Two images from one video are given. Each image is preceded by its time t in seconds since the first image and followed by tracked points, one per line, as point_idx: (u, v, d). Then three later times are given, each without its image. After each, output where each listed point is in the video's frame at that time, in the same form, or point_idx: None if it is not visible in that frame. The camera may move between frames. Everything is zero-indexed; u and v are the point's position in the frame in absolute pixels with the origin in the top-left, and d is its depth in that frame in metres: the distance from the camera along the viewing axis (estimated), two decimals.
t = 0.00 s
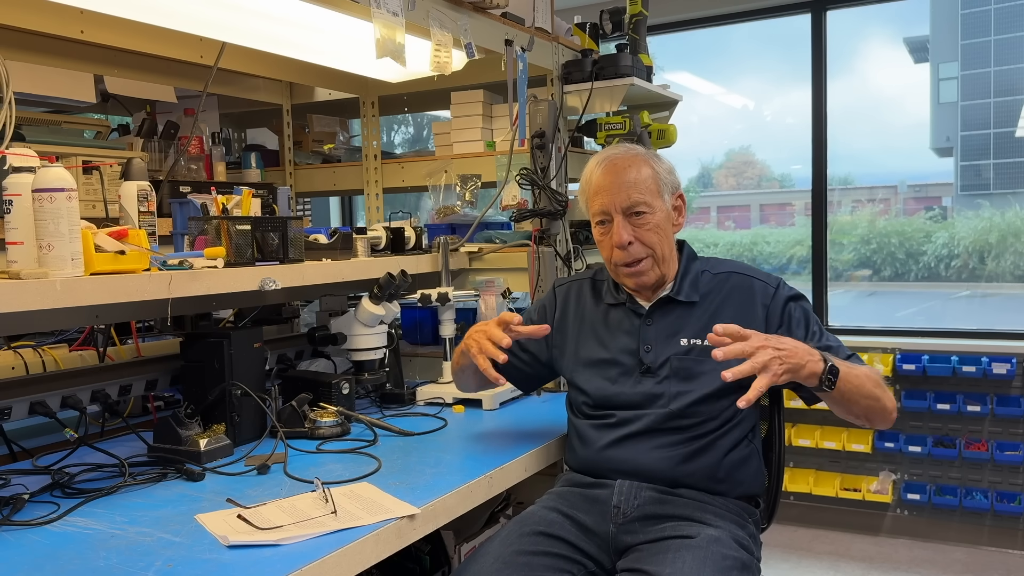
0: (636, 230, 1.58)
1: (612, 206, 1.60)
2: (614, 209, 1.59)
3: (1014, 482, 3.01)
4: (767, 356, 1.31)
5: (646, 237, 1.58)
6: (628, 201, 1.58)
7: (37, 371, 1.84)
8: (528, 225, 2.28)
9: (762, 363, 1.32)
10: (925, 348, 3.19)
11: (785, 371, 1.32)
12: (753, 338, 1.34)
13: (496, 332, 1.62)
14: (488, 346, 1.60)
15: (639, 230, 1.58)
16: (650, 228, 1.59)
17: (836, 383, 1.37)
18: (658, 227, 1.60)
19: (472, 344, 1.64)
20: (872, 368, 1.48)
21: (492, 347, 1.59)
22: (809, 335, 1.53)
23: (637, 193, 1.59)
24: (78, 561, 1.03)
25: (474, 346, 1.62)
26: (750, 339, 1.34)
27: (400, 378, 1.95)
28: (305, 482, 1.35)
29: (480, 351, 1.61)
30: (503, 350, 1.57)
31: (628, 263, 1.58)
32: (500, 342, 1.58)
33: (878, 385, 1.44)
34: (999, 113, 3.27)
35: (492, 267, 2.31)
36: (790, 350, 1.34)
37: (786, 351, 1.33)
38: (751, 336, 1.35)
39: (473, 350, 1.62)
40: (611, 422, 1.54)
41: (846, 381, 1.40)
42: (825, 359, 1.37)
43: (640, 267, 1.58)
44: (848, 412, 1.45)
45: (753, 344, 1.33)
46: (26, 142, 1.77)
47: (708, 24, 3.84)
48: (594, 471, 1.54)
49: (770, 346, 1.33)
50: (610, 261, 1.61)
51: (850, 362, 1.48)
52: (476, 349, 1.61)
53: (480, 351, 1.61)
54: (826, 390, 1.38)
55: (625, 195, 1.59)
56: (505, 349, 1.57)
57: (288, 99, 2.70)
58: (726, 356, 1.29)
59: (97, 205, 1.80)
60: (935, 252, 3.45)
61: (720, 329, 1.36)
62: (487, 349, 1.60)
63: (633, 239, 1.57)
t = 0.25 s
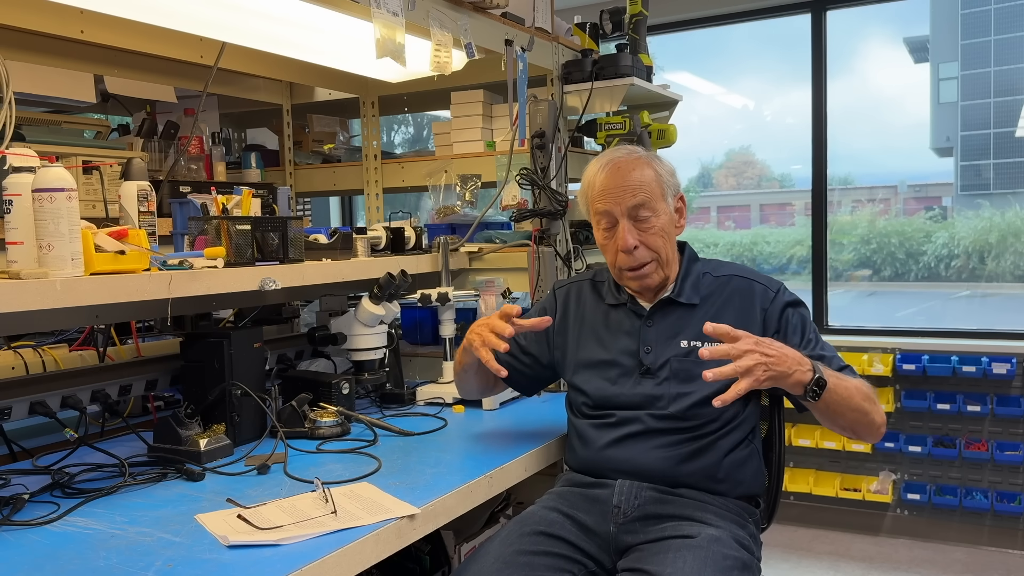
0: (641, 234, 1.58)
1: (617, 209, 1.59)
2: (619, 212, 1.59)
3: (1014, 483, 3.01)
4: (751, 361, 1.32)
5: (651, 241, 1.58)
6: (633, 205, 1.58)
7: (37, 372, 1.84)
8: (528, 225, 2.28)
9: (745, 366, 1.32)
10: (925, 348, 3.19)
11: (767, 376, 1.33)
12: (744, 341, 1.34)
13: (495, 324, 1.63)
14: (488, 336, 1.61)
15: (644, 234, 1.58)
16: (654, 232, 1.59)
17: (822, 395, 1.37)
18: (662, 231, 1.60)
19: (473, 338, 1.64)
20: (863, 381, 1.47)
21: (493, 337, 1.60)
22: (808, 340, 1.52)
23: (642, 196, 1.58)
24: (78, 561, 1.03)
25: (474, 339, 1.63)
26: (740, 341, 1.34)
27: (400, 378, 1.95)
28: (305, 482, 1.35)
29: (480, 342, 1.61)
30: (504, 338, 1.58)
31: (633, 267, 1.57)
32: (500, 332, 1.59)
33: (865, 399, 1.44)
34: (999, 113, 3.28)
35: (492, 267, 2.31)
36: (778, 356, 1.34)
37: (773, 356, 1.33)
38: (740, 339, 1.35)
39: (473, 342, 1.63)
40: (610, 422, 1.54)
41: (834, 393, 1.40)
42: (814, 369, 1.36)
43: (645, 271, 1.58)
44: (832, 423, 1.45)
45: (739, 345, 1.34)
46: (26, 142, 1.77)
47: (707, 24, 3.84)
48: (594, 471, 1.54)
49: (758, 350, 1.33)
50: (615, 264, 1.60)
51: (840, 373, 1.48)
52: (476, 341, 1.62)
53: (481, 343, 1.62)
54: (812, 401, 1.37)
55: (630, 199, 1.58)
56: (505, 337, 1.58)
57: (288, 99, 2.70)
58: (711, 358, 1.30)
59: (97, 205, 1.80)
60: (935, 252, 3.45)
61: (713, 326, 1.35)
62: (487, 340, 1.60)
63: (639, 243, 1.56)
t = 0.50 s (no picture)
0: (644, 230, 1.58)
1: (620, 205, 1.59)
2: (623, 208, 1.59)
3: (1014, 482, 3.01)
4: (759, 365, 1.31)
5: (654, 238, 1.58)
6: (636, 201, 1.58)
7: (37, 371, 1.84)
8: (528, 225, 2.28)
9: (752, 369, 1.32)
10: (925, 348, 3.19)
11: (772, 381, 1.32)
12: (753, 345, 1.33)
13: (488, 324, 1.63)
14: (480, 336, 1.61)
15: (647, 231, 1.58)
16: (657, 229, 1.59)
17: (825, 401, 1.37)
18: (665, 228, 1.60)
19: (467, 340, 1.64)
20: (863, 387, 1.48)
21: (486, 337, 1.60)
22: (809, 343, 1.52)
23: (645, 193, 1.59)
24: (78, 560, 1.03)
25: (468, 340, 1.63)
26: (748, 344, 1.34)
27: (400, 378, 1.95)
28: (305, 482, 1.35)
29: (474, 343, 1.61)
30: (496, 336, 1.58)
31: (635, 263, 1.57)
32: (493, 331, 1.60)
33: (866, 405, 1.44)
34: (999, 113, 3.28)
35: (492, 267, 2.31)
36: (785, 362, 1.33)
37: (780, 361, 1.33)
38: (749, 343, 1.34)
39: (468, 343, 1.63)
40: (610, 422, 1.54)
41: (837, 399, 1.40)
42: (818, 375, 1.36)
43: (647, 267, 1.58)
44: (832, 429, 1.45)
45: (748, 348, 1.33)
46: (26, 142, 1.77)
47: (707, 24, 3.84)
48: (594, 471, 1.54)
49: (765, 354, 1.32)
50: (616, 260, 1.61)
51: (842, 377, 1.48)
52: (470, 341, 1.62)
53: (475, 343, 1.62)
54: (814, 406, 1.38)
55: (634, 195, 1.58)
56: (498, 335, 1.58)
57: (288, 99, 2.70)
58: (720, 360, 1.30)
59: (97, 205, 1.80)
60: (935, 252, 3.45)
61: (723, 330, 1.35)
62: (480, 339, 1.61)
63: (641, 239, 1.57)
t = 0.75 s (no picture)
0: (648, 230, 1.58)
1: (623, 206, 1.59)
2: (626, 209, 1.59)
3: (1014, 482, 3.01)
4: (764, 365, 1.31)
5: (657, 237, 1.58)
6: (639, 201, 1.58)
7: (37, 371, 1.84)
8: (528, 225, 2.28)
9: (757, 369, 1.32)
10: (925, 348, 3.19)
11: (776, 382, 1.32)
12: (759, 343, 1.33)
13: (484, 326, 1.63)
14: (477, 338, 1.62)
15: (651, 231, 1.58)
16: (661, 229, 1.59)
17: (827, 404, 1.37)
18: (668, 227, 1.60)
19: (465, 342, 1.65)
20: (863, 391, 1.48)
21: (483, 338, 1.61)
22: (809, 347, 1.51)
23: (647, 193, 1.59)
24: (78, 561, 1.03)
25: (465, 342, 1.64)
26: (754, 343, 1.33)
27: (400, 378, 1.95)
28: (305, 482, 1.35)
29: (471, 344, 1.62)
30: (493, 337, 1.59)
31: (640, 264, 1.57)
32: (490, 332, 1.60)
33: (866, 410, 1.44)
34: (999, 113, 3.28)
35: (492, 267, 2.31)
36: (789, 363, 1.33)
37: (784, 362, 1.33)
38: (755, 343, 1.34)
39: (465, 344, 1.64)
40: (610, 422, 1.54)
41: (838, 403, 1.40)
42: (822, 377, 1.36)
43: (652, 267, 1.58)
44: (831, 432, 1.45)
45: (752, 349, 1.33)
46: (26, 142, 1.77)
47: (707, 24, 3.84)
48: (594, 471, 1.54)
49: (770, 354, 1.32)
50: (621, 261, 1.61)
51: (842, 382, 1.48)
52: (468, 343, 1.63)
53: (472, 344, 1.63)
54: (816, 408, 1.38)
55: (637, 195, 1.59)
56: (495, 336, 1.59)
57: (288, 99, 2.70)
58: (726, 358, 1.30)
59: (97, 205, 1.80)
60: (935, 252, 3.45)
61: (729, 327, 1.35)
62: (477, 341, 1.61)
63: (646, 239, 1.57)
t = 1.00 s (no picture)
0: (643, 225, 1.58)
1: (619, 201, 1.60)
2: (621, 204, 1.59)
3: (1014, 483, 3.01)
4: (767, 376, 1.31)
5: (653, 232, 1.58)
6: (635, 196, 1.59)
7: (37, 371, 1.84)
8: (528, 225, 2.28)
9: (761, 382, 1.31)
10: (925, 348, 3.19)
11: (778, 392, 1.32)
12: (764, 354, 1.32)
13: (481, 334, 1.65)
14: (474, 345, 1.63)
15: (646, 225, 1.58)
16: (656, 224, 1.59)
17: (824, 415, 1.38)
18: (665, 223, 1.60)
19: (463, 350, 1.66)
20: (859, 401, 1.48)
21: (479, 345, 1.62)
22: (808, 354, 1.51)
23: (644, 188, 1.59)
24: (78, 560, 1.03)
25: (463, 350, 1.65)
26: (759, 355, 1.32)
27: (400, 378, 1.95)
28: (305, 482, 1.35)
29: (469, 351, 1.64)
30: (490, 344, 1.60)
31: (635, 258, 1.57)
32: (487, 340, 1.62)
33: (862, 422, 1.44)
34: (998, 113, 3.28)
35: (492, 267, 2.31)
36: (790, 373, 1.33)
37: (785, 372, 1.32)
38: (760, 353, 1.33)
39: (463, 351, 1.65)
40: (610, 422, 1.54)
41: (836, 415, 1.40)
42: (820, 389, 1.36)
43: (647, 262, 1.58)
44: (826, 443, 1.46)
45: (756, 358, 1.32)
46: (26, 142, 1.77)
47: (707, 24, 3.84)
48: (594, 471, 1.54)
49: (773, 366, 1.31)
50: (616, 256, 1.61)
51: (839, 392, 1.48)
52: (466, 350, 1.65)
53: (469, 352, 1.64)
54: (813, 418, 1.38)
55: (632, 190, 1.59)
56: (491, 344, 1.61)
57: (288, 99, 2.69)
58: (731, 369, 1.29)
59: (97, 205, 1.80)
60: (935, 252, 3.45)
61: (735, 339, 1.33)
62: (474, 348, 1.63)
63: (641, 233, 1.57)
